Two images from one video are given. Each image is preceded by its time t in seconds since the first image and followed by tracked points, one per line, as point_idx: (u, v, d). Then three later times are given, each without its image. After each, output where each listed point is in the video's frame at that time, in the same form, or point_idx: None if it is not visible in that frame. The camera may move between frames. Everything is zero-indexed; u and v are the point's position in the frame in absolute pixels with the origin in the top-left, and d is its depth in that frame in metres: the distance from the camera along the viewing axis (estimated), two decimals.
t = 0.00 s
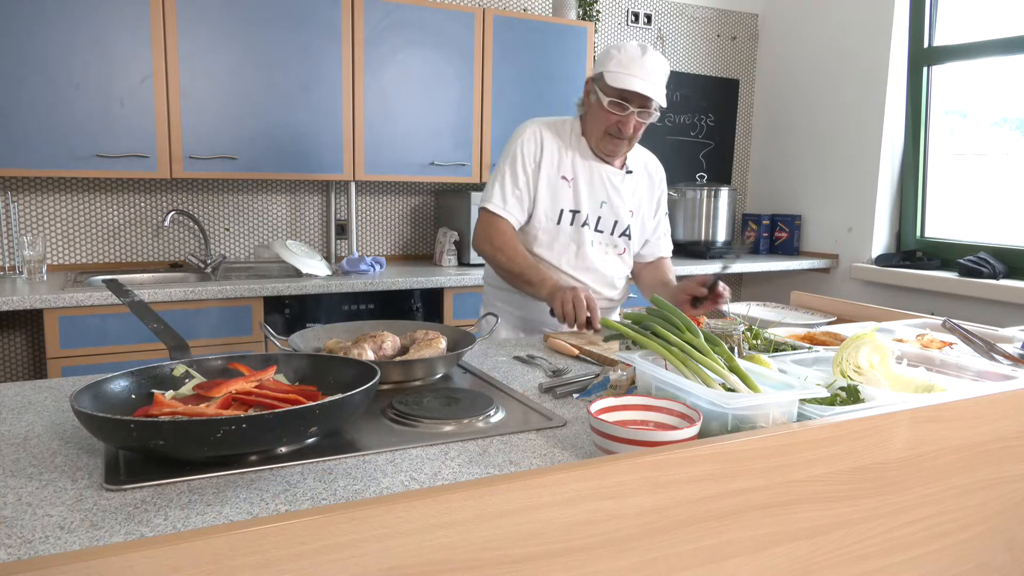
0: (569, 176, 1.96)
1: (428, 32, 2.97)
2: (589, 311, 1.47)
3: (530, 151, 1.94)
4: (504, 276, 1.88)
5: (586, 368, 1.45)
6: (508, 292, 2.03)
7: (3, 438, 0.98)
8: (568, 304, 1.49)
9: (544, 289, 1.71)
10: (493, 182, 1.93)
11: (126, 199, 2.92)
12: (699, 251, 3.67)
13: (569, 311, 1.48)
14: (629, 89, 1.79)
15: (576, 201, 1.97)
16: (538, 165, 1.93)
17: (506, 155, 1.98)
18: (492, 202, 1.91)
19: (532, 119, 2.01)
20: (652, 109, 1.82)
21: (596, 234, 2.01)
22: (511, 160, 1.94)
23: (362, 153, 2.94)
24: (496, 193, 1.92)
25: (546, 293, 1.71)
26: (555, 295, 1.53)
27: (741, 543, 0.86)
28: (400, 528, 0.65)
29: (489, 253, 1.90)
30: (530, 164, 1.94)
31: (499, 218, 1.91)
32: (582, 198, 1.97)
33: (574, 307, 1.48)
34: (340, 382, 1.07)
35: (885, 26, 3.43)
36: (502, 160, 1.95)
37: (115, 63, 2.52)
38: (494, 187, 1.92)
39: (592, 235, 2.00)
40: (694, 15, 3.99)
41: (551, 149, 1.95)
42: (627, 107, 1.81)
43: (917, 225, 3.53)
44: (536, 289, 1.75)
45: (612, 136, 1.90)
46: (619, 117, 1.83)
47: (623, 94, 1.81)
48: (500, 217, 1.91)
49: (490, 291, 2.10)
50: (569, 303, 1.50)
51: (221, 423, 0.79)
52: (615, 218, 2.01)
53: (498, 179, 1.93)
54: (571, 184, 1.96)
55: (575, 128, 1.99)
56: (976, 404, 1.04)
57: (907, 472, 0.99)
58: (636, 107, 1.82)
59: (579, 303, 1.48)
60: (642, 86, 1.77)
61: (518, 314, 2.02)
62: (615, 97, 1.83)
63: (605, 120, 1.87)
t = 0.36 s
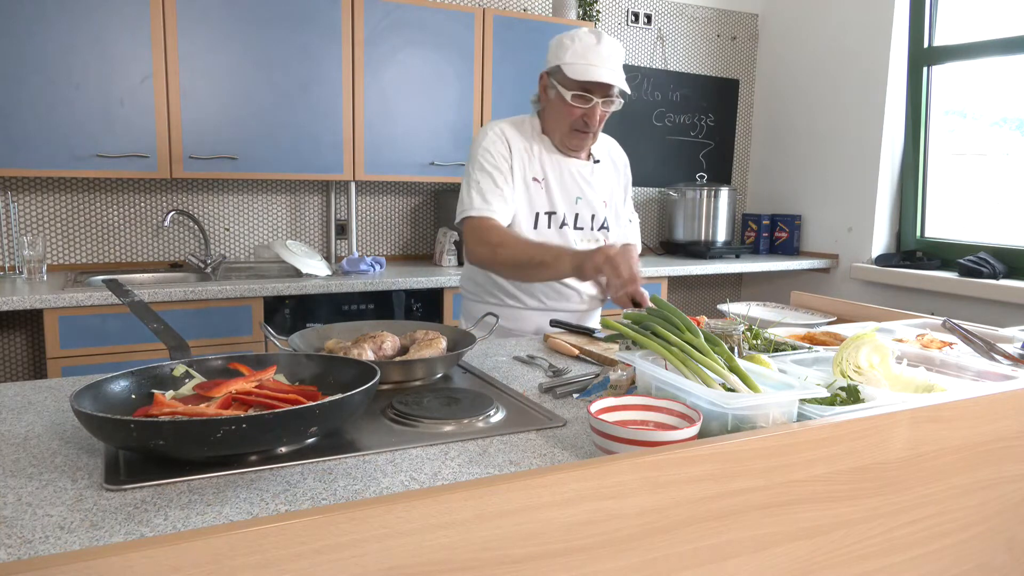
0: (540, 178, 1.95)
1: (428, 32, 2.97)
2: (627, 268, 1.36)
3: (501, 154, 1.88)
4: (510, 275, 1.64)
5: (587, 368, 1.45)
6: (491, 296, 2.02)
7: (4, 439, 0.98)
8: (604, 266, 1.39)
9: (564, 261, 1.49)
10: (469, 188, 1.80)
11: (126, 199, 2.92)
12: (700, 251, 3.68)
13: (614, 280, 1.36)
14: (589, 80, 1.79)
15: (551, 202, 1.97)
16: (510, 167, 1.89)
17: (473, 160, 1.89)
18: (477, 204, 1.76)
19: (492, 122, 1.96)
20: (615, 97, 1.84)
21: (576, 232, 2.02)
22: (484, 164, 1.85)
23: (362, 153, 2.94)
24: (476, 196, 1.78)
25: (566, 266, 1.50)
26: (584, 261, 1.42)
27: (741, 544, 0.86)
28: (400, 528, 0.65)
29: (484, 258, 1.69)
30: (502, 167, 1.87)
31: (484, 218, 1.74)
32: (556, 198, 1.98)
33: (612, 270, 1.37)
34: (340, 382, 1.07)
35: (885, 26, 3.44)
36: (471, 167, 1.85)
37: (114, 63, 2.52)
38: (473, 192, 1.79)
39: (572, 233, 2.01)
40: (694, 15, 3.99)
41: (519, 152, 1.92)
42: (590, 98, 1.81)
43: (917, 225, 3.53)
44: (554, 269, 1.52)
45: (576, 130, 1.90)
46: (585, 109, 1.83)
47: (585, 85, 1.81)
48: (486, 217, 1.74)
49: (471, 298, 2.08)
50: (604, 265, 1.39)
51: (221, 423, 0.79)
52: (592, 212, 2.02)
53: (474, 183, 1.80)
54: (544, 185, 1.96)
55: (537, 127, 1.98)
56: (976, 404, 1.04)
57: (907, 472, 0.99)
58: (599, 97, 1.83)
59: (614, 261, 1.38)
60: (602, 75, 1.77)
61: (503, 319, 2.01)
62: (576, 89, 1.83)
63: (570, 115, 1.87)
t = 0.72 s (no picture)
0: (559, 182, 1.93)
1: (428, 32, 2.97)
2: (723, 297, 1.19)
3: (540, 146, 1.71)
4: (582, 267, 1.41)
5: (587, 368, 1.46)
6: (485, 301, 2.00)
7: (4, 438, 0.98)
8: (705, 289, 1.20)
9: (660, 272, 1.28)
10: (517, 174, 1.60)
11: (126, 199, 2.92)
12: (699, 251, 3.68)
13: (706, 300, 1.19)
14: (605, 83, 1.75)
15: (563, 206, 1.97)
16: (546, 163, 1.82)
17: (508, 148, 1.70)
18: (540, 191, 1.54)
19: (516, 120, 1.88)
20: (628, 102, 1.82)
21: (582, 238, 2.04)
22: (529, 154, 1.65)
23: (362, 153, 2.94)
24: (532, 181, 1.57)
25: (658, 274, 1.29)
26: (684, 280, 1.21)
27: (741, 544, 0.86)
28: (400, 528, 0.65)
29: (557, 240, 1.45)
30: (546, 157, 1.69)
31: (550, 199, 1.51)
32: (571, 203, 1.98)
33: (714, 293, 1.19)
34: (340, 382, 1.07)
35: (885, 27, 3.44)
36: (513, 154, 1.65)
37: (114, 63, 2.52)
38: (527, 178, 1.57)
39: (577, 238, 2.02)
40: (694, 15, 3.99)
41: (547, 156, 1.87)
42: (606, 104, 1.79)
43: (917, 225, 3.53)
44: (645, 277, 1.31)
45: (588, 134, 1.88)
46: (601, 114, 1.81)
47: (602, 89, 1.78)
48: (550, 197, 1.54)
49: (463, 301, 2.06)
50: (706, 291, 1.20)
51: (221, 423, 0.79)
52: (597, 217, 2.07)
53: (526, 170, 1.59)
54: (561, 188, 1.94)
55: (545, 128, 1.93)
56: (976, 404, 1.04)
57: (908, 472, 0.99)
58: (614, 101, 1.80)
59: (721, 288, 1.19)
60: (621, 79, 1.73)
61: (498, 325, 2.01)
62: (592, 93, 1.79)
63: (585, 120, 1.84)
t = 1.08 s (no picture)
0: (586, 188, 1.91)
1: (428, 32, 2.97)
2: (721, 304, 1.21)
3: (568, 151, 1.73)
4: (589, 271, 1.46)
5: (587, 368, 1.45)
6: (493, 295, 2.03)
7: (3, 439, 0.98)
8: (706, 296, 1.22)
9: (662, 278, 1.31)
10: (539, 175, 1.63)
11: (126, 199, 2.92)
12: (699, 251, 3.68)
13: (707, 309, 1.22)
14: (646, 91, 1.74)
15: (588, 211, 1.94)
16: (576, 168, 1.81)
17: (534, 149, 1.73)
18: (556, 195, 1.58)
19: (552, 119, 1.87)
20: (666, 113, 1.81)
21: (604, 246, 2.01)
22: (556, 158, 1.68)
23: (362, 153, 2.94)
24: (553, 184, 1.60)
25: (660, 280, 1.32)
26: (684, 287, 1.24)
27: (741, 543, 0.86)
28: (401, 527, 0.65)
29: (568, 243, 1.50)
30: (573, 162, 1.71)
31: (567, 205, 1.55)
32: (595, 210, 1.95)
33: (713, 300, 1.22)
34: (339, 382, 1.07)
35: (885, 27, 3.44)
36: (539, 156, 1.68)
37: (115, 63, 2.52)
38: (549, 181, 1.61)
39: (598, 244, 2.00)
40: (694, 15, 3.99)
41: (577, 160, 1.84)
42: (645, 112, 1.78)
43: (917, 225, 3.53)
44: (647, 283, 1.34)
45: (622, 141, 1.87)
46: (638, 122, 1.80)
47: (642, 98, 1.77)
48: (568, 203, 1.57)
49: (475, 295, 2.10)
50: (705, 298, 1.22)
51: (221, 423, 0.79)
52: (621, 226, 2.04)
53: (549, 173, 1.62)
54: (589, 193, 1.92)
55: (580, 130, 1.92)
56: (976, 404, 1.05)
57: (907, 471, 0.99)
58: (652, 111, 1.79)
59: (719, 292, 1.21)
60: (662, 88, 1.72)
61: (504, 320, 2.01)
62: (632, 100, 1.78)
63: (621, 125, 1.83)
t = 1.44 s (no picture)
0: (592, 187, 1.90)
1: (428, 32, 2.97)
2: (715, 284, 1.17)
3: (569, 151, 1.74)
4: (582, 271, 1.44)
5: (587, 368, 1.45)
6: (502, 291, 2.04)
7: (3, 439, 0.98)
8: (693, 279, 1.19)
9: (648, 265, 1.28)
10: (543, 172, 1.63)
11: (127, 199, 2.92)
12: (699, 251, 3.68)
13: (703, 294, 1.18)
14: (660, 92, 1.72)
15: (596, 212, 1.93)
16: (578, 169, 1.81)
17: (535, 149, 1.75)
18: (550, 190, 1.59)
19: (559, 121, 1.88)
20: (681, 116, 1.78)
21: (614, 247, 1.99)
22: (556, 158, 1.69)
23: (362, 153, 2.94)
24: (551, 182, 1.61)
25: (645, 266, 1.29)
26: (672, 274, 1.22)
27: (741, 543, 0.86)
28: (401, 527, 0.65)
29: (559, 243, 1.48)
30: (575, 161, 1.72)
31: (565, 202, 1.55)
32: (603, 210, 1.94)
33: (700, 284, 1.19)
34: (339, 382, 1.07)
35: (885, 27, 3.44)
36: (539, 155, 1.70)
37: (115, 63, 2.52)
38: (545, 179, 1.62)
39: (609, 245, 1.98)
40: (694, 15, 3.99)
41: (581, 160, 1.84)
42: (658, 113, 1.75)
43: (917, 225, 3.53)
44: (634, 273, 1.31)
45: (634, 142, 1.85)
46: (651, 123, 1.77)
47: (655, 99, 1.75)
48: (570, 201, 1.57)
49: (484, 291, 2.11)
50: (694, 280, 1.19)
51: (221, 424, 0.79)
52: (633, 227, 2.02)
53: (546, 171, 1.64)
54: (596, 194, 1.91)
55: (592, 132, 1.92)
56: (976, 404, 1.05)
57: (907, 471, 0.99)
58: (667, 113, 1.77)
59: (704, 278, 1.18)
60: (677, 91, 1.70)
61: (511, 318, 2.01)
62: (647, 101, 1.76)
63: (634, 126, 1.81)
